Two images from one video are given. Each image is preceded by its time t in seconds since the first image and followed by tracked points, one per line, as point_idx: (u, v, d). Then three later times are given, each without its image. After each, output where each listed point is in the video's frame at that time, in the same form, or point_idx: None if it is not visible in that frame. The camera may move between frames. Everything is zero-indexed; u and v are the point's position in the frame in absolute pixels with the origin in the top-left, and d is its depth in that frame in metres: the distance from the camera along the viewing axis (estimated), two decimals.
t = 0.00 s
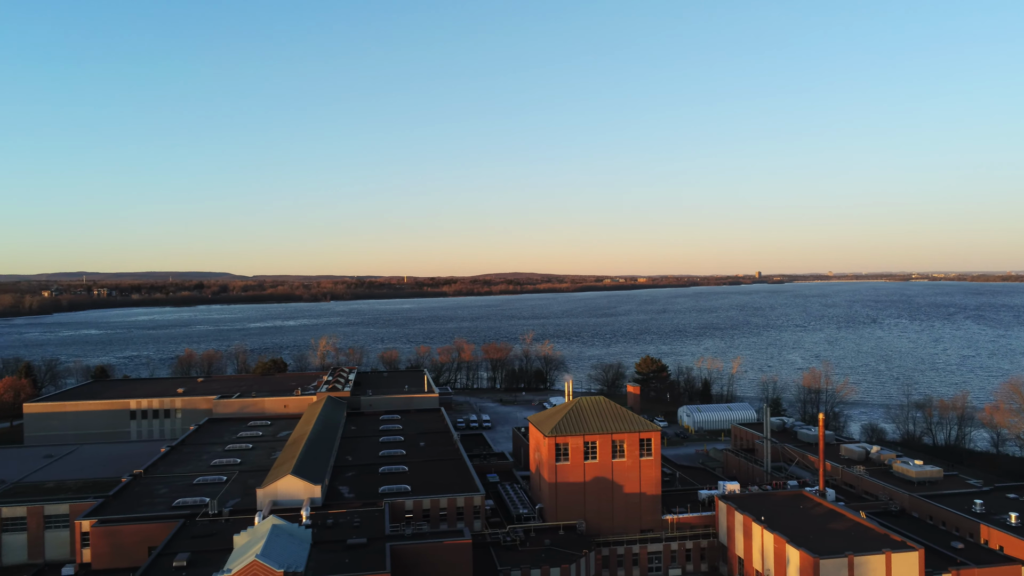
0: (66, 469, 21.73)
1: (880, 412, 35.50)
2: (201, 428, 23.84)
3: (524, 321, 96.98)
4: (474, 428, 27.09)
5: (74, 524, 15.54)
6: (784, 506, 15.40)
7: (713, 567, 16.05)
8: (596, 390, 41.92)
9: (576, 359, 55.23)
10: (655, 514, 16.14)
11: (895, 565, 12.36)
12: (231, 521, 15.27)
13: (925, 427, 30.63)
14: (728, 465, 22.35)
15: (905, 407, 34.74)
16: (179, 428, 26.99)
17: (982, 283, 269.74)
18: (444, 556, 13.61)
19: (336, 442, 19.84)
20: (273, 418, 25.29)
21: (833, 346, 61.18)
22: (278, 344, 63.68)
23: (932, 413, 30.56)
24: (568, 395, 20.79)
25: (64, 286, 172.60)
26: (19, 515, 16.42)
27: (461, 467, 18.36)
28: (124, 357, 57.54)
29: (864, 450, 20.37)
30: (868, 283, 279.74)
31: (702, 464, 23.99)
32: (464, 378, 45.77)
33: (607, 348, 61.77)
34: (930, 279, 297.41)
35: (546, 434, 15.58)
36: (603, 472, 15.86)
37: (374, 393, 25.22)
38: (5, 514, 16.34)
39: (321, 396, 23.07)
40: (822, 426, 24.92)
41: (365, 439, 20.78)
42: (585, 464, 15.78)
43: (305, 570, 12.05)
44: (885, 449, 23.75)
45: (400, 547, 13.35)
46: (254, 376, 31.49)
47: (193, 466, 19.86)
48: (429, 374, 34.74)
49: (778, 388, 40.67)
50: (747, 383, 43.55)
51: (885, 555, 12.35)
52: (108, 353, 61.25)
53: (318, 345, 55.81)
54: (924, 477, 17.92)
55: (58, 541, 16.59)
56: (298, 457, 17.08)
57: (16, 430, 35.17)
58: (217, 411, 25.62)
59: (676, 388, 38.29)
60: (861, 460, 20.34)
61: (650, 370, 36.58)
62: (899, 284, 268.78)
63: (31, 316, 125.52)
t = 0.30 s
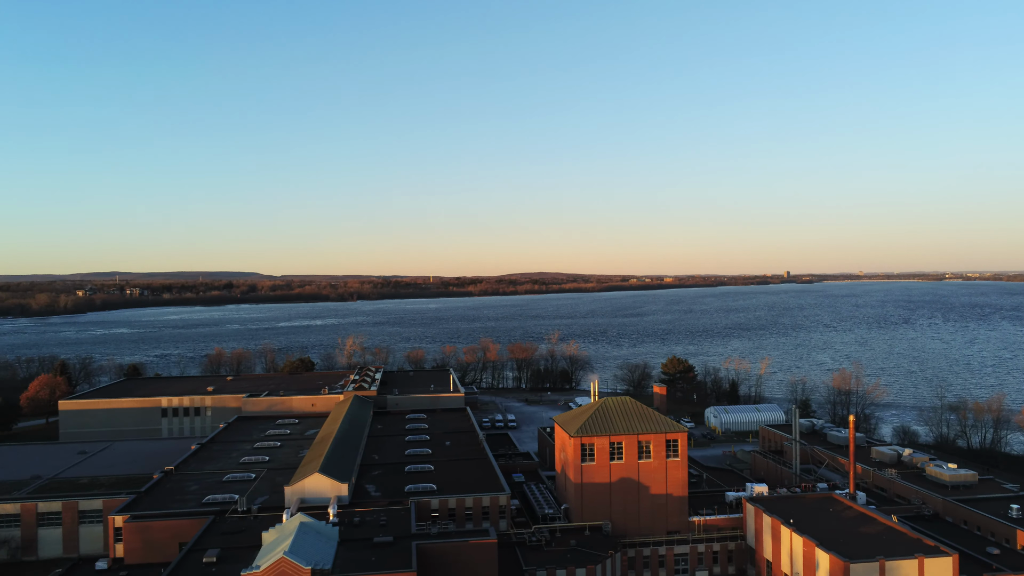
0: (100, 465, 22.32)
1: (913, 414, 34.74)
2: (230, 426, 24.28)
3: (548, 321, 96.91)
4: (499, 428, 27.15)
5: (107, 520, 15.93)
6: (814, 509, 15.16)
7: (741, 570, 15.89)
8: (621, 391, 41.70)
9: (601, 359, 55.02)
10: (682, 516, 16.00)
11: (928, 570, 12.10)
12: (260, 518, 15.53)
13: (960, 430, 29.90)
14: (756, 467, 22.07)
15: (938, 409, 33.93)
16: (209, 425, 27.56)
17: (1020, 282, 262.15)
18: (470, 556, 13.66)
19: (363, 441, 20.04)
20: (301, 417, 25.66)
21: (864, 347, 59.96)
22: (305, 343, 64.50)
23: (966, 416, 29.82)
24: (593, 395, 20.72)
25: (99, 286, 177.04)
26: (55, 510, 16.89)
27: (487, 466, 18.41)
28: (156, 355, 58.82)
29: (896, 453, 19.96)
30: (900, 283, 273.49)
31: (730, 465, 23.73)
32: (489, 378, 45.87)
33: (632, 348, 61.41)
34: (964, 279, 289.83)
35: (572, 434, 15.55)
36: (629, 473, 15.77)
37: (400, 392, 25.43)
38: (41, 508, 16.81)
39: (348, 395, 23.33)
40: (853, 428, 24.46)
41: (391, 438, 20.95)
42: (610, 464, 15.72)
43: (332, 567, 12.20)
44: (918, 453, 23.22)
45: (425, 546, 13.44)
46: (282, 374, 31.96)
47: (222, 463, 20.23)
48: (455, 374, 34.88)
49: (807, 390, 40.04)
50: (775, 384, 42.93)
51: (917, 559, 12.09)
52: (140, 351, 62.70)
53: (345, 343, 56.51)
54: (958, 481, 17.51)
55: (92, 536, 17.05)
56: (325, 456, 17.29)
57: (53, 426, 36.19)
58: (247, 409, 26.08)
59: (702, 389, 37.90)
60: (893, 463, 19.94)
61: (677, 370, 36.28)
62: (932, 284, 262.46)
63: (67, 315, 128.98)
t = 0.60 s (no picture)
0: (133, 461, 22.87)
1: (947, 416, 33.97)
2: (259, 424, 24.70)
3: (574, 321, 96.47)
4: (525, 428, 27.20)
5: (139, 515, 16.33)
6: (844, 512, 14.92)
7: (769, 573, 15.73)
8: (647, 391, 41.47)
9: (627, 359, 54.77)
10: (709, 518, 15.88)
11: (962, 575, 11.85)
12: (287, 515, 15.78)
13: (996, 432, 29.17)
14: (784, 469, 21.80)
15: (973, 411, 33.13)
16: (238, 423, 28.05)
17: None
18: (495, 555, 13.72)
19: (389, 439, 20.23)
20: (328, 415, 26.01)
21: (896, 348, 58.80)
22: (331, 342, 65.23)
23: (1003, 418, 29.08)
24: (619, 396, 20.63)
25: (132, 287, 181.34)
26: (89, 505, 17.35)
27: (512, 466, 18.47)
28: (187, 353, 60.07)
29: (930, 456, 19.56)
30: (932, 283, 267.18)
31: (758, 467, 23.47)
32: (515, 378, 45.94)
33: (658, 348, 61.01)
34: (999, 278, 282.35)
35: (598, 434, 15.53)
36: (655, 474, 15.69)
37: (426, 391, 25.63)
38: (75, 503, 17.28)
39: (374, 394, 23.58)
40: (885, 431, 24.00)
41: (417, 437, 21.14)
42: (637, 465, 15.65)
43: (359, 564, 12.35)
44: (953, 456, 22.72)
45: (451, 544, 13.53)
46: (309, 373, 32.41)
47: (251, 461, 20.59)
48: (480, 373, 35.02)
49: (836, 391, 39.41)
50: (804, 385, 42.30)
51: (952, 564, 11.84)
52: (172, 350, 64.06)
53: (371, 343, 57.05)
54: (993, 485, 17.09)
55: (124, 531, 17.49)
56: (352, 454, 17.50)
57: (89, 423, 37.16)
58: (275, 407, 26.50)
59: (730, 390, 37.51)
60: (926, 466, 19.54)
61: (704, 371, 35.97)
62: (966, 284, 255.82)
63: (101, 314, 132.26)
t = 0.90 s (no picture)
0: (164, 457, 23.41)
1: (982, 419, 33.17)
2: (287, 422, 25.10)
3: (599, 320, 95.85)
4: (550, 427, 27.21)
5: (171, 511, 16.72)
6: (876, 515, 14.68)
7: None
8: (674, 391, 41.19)
9: (652, 359, 54.42)
10: (737, 519, 15.73)
11: None
12: (315, 512, 16.03)
13: None
14: (814, 471, 21.50)
15: (1010, 414, 32.31)
16: (266, 421, 28.54)
17: None
18: (520, 554, 13.78)
19: (415, 438, 20.42)
20: (355, 413, 26.34)
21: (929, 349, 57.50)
22: (358, 341, 65.84)
23: None
24: (646, 396, 20.55)
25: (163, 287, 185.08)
26: (122, 500, 17.80)
27: (538, 466, 18.52)
28: (217, 352, 61.25)
29: (964, 459, 19.11)
30: (966, 283, 260.38)
31: (787, 469, 23.20)
32: (540, 378, 45.95)
33: (684, 348, 60.51)
34: None
35: (624, 434, 15.50)
36: (682, 475, 15.62)
37: (452, 390, 25.82)
38: (109, 499, 17.75)
39: (401, 393, 23.82)
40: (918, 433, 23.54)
41: (442, 436, 21.30)
42: (663, 466, 15.60)
43: (385, 561, 12.50)
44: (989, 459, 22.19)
45: (477, 543, 13.62)
46: (336, 372, 32.85)
47: (280, 458, 20.93)
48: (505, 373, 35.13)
49: (868, 392, 38.73)
50: (833, 386, 41.63)
51: (987, 571, 11.60)
52: (203, 349, 65.37)
53: (397, 343, 57.52)
54: None
55: (156, 526, 17.91)
56: (379, 452, 17.71)
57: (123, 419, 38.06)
58: (303, 405, 26.92)
59: (758, 390, 37.06)
60: (960, 469, 19.12)
61: (731, 371, 35.62)
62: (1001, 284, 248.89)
63: (133, 313, 135.19)
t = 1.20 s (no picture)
0: (195, 454, 23.96)
1: (1020, 422, 32.31)
2: (315, 420, 25.50)
3: (625, 320, 95.17)
4: (577, 427, 27.22)
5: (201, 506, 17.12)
6: (909, 519, 14.42)
7: None
8: (701, 392, 40.85)
9: (679, 359, 54.02)
10: (766, 521, 15.59)
11: None
12: (342, 510, 16.27)
13: None
14: (844, 474, 21.19)
15: None
16: (295, 419, 29.02)
17: None
18: (545, 554, 13.83)
19: (442, 437, 20.59)
20: (382, 412, 26.67)
21: (965, 350, 56.11)
22: (384, 340, 66.42)
23: None
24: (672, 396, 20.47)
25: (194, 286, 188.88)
26: (155, 496, 18.28)
27: (564, 465, 18.55)
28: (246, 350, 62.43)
29: (1001, 463, 18.66)
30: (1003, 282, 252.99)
31: (817, 471, 22.90)
32: (565, 377, 45.90)
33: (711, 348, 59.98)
34: None
35: (651, 434, 15.47)
36: (709, 476, 15.52)
37: (478, 390, 25.98)
38: (142, 494, 18.23)
39: (427, 392, 24.06)
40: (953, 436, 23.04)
41: (469, 435, 21.45)
42: (690, 467, 15.52)
43: (412, 558, 12.66)
44: None
45: (502, 542, 13.72)
46: (363, 371, 33.26)
47: (308, 456, 21.28)
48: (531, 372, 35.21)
49: (901, 394, 37.97)
50: (865, 388, 40.92)
51: None
52: (233, 347, 66.69)
53: (423, 342, 57.96)
54: None
55: (187, 521, 18.35)
56: (405, 451, 17.91)
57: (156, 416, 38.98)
58: (331, 403, 27.33)
59: (787, 391, 36.58)
60: (997, 473, 18.69)
61: (760, 372, 35.22)
62: None
63: (165, 311, 138.23)
